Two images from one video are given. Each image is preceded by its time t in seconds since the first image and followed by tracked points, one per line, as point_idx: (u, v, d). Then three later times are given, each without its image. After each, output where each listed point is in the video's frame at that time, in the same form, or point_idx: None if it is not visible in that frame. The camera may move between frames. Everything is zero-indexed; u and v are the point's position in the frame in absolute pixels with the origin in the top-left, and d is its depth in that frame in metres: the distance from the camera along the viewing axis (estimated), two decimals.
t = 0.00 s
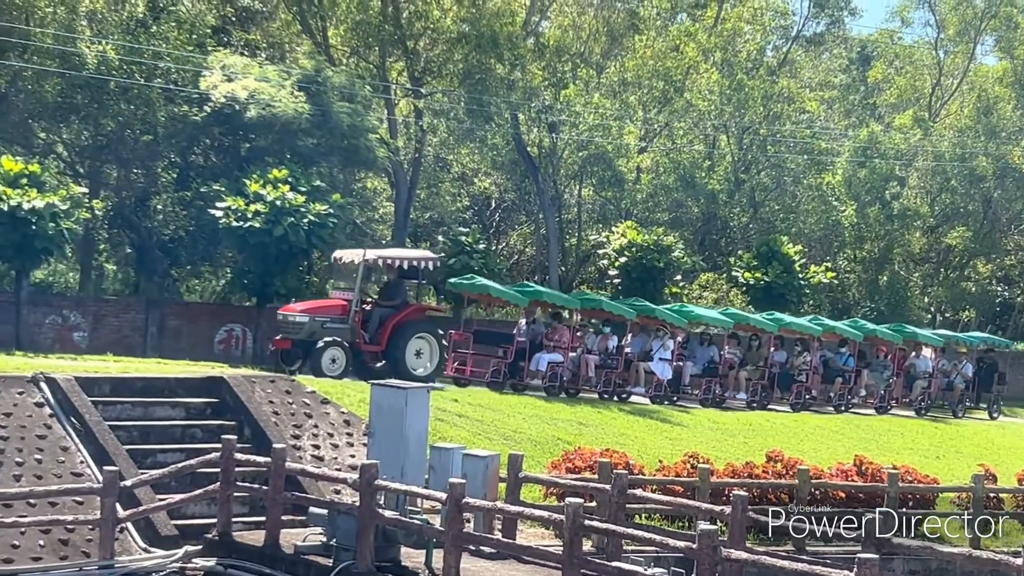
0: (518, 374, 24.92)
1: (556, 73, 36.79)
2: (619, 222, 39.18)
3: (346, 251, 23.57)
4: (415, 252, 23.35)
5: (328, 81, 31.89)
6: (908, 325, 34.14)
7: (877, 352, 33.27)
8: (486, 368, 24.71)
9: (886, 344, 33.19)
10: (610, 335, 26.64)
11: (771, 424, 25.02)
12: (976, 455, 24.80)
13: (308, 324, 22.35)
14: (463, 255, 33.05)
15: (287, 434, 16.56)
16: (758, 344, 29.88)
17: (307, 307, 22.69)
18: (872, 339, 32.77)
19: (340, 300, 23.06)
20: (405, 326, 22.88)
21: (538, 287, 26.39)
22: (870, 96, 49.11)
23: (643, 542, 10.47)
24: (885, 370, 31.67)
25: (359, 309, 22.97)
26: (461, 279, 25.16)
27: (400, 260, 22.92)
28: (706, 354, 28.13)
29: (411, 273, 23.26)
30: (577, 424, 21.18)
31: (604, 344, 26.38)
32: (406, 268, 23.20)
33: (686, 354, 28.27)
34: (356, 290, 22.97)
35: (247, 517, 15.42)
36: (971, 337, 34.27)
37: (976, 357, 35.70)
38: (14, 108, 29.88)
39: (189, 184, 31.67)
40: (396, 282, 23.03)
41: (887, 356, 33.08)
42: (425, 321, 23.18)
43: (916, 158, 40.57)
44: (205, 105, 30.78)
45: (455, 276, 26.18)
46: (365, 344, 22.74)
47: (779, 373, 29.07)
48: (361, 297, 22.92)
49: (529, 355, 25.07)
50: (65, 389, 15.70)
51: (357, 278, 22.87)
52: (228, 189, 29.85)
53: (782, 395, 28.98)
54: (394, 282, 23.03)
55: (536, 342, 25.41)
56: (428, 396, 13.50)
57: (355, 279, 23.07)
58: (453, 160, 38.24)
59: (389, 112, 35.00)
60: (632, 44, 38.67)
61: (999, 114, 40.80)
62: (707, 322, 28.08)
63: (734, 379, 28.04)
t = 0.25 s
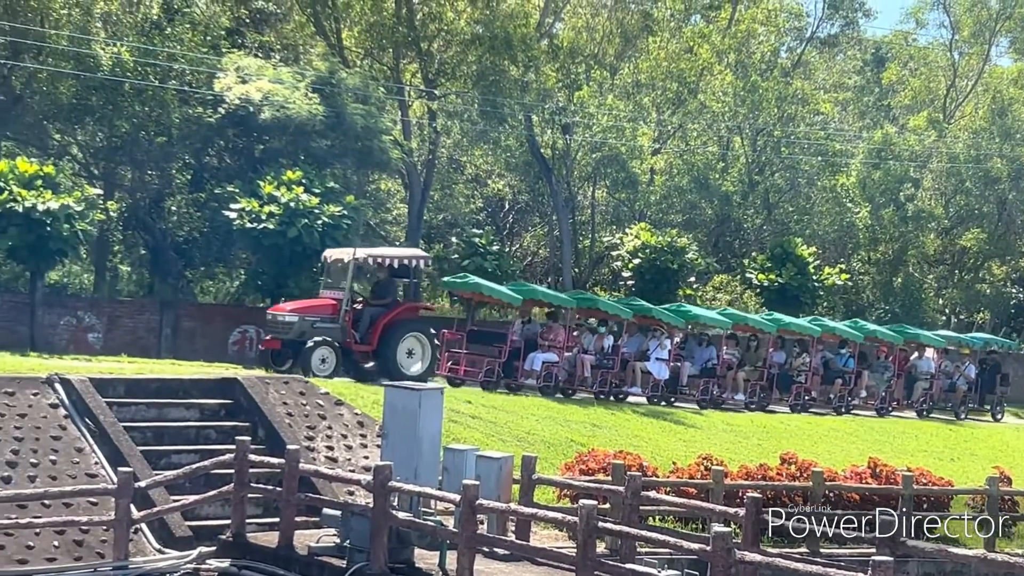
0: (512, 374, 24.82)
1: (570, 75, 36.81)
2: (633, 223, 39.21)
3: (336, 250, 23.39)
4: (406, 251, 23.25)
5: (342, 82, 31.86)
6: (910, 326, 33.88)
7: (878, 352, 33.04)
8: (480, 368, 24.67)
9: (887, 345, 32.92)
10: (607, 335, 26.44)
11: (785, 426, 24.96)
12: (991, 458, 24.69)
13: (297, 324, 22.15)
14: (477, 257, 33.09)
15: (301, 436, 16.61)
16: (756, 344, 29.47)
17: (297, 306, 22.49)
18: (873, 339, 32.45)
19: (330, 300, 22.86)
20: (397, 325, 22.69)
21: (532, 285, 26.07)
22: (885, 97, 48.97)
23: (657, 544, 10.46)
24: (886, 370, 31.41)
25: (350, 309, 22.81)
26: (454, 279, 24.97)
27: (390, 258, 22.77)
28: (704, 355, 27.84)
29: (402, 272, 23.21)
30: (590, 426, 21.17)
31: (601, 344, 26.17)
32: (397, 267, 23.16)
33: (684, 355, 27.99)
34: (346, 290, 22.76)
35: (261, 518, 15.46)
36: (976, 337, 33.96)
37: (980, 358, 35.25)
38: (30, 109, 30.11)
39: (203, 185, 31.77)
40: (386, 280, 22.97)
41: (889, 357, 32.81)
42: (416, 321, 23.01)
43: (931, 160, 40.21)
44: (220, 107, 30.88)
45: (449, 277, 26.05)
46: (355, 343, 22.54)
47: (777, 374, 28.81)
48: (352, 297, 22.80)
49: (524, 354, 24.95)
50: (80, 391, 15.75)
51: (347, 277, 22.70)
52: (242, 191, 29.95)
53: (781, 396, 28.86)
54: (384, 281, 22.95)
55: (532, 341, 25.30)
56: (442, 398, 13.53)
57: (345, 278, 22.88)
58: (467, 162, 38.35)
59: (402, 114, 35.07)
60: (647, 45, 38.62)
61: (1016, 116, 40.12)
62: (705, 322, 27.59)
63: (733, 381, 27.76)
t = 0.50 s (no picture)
0: (505, 373, 24.45)
1: (586, 75, 37.10)
2: (649, 225, 39.20)
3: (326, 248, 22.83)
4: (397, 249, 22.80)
5: (358, 84, 31.86)
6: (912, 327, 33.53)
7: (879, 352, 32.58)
8: (472, 367, 24.07)
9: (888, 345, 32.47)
10: (602, 334, 25.84)
11: (801, 428, 24.90)
12: (1009, 460, 24.59)
13: (286, 323, 21.59)
14: (492, 258, 33.11)
15: (317, 436, 16.65)
16: (754, 344, 29.22)
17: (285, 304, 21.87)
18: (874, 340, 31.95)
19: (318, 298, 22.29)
20: (387, 324, 22.39)
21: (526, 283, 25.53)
22: (901, 98, 48.72)
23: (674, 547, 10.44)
24: (886, 371, 30.83)
25: (340, 308, 22.37)
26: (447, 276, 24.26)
27: (381, 256, 22.28)
28: (702, 354, 27.20)
29: (393, 270, 22.83)
30: (606, 428, 21.15)
31: (596, 343, 25.64)
32: (388, 266, 22.79)
33: (681, 355, 27.43)
34: (335, 288, 22.24)
35: (277, 519, 15.49)
36: (978, 338, 33.75)
37: (982, 359, 34.97)
38: (47, 111, 30.22)
39: (219, 186, 31.87)
40: (376, 278, 22.57)
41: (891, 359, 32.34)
42: (405, 320, 22.72)
43: (947, 162, 40.54)
44: (236, 108, 30.95)
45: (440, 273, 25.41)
46: (344, 343, 22.10)
47: (776, 375, 28.41)
48: (342, 296, 22.36)
49: (518, 353, 24.52)
50: (97, 392, 15.82)
51: (337, 275, 22.16)
52: (258, 192, 30.07)
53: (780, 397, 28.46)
54: (375, 280, 22.55)
55: (526, 340, 24.81)
56: (458, 400, 13.56)
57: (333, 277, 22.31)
58: (482, 163, 38.37)
59: (418, 116, 35.17)
60: (663, 46, 38.64)
61: None
62: (704, 322, 27.02)
63: (730, 381, 27.34)
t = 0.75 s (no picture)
0: (498, 373, 24.36)
1: (599, 77, 37.13)
2: (662, 226, 39.19)
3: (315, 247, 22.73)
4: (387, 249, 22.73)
5: (371, 85, 31.87)
6: (912, 328, 33.19)
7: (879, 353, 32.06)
8: (465, 366, 23.96)
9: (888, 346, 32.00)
10: (596, 333, 25.61)
11: (815, 429, 24.85)
12: None
13: (275, 322, 21.37)
14: (506, 259, 33.13)
15: (331, 438, 16.69)
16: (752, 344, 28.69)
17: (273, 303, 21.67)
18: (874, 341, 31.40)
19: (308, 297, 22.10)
20: (378, 323, 22.33)
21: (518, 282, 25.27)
22: (915, 100, 48.53)
23: (687, 548, 10.43)
24: (886, 372, 30.16)
25: (330, 307, 22.22)
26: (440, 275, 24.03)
27: (372, 255, 22.25)
28: (699, 353, 26.79)
29: (383, 270, 22.71)
30: (619, 429, 21.14)
31: (591, 342, 25.41)
32: (378, 265, 22.66)
33: (677, 355, 27.02)
34: (326, 287, 22.10)
35: (290, 520, 15.53)
36: (977, 338, 33.77)
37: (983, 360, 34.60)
38: (61, 112, 30.37)
39: (233, 188, 31.97)
40: (367, 278, 22.46)
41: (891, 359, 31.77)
42: (396, 320, 22.66)
43: (961, 163, 40.38)
44: (250, 110, 30.98)
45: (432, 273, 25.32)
46: (334, 342, 21.96)
47: (775, 375, 27.87)
48: (332, 295, 22.24)
49: (511, 352, 24.35)
50: (111, 392, 15.84)
51: (327, 274, 22.08)
52: (272, 194, 30.19)
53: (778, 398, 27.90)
54: (366, 279, 22.44)
55: (519, 340, 24.74)
56: (471, 401, 13.57)
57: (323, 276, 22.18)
58: (495, 164, 38.38)
59: (431, 117, 35.24)
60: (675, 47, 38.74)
61: None
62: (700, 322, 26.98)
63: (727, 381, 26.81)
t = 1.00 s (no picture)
0: (490, 372, 23.99)
1: (614, 78, 37.07)
2: (677, 227, 39.16)
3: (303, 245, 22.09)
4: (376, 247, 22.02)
5: (386, 87, 31.97)
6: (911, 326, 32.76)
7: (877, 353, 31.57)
8: (455, 365, 23.60)
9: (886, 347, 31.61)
10: (591, 333, 25.20)
11: (830, 431, 24.77)
12: None
13: (261, 320, 20.82)
14: (520, 261, 33.14)
15: (346, 439, 16.74)
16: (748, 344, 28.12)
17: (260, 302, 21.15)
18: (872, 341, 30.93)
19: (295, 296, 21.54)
20: (366, 322, 21.66)
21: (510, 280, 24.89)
22: (931, 101, 48.26)
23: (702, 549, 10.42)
24: (886, 372, 29.72)
25: (318, 305, 21.59)
26: (431, 274, 23.80)
27: (360, 253, 21.56)
28: (694, 353, 26.27)
29: (372, 268, 21.99)
30: (634, 430, 21.13)
31: (585, 341, 25.00)
32: (367, 264, 22.02)
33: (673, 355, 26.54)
34: (313, 286, 21.51)
35: (306, 521, 15.57)
36: (980, 339, 33.15)
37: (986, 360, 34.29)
38: (78, 113, 30.40)
39: (249, 189, 32.06)
40: (356, 276, 21.83)
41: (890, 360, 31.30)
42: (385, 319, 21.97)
43: (977, 164, 40.24)
44: (265, 111, 31.17)
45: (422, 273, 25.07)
46: (321, 341, 21.32)
47: (771, 375, 27.31)
48: (320, 294, 21.60)
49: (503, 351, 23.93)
50: (126, 393, 15.88)
51: (314, 273, 21.44)
52: (287, 196, 30.38)
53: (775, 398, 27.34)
54: (354, 278, 21.80)
55: (511, 339, 24.37)
56: (486, 402, 13.58)
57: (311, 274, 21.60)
58: (510, 165, 38.31)
59: (446, 118, 35.28)
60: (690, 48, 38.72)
61: None
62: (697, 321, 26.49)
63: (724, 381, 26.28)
